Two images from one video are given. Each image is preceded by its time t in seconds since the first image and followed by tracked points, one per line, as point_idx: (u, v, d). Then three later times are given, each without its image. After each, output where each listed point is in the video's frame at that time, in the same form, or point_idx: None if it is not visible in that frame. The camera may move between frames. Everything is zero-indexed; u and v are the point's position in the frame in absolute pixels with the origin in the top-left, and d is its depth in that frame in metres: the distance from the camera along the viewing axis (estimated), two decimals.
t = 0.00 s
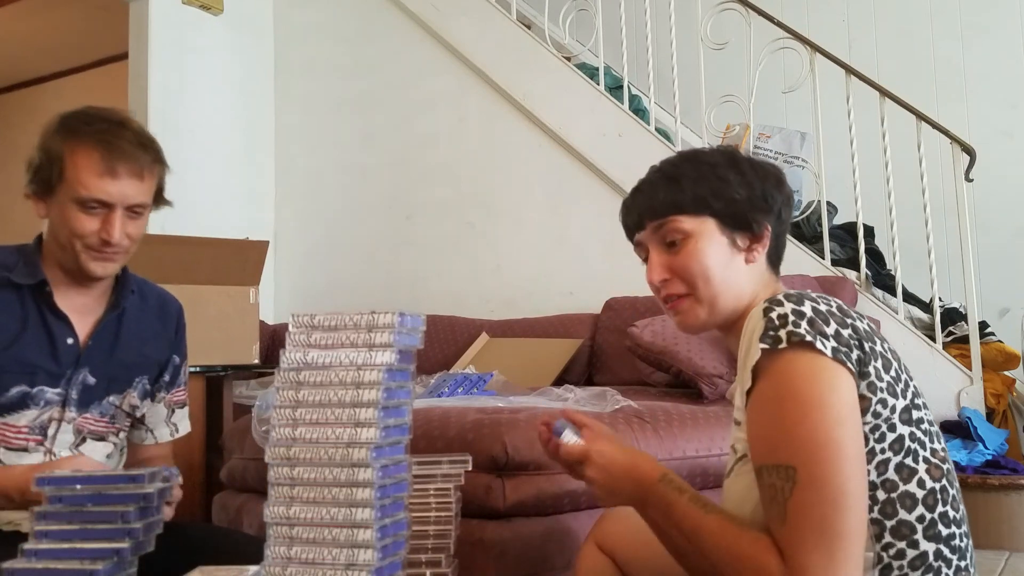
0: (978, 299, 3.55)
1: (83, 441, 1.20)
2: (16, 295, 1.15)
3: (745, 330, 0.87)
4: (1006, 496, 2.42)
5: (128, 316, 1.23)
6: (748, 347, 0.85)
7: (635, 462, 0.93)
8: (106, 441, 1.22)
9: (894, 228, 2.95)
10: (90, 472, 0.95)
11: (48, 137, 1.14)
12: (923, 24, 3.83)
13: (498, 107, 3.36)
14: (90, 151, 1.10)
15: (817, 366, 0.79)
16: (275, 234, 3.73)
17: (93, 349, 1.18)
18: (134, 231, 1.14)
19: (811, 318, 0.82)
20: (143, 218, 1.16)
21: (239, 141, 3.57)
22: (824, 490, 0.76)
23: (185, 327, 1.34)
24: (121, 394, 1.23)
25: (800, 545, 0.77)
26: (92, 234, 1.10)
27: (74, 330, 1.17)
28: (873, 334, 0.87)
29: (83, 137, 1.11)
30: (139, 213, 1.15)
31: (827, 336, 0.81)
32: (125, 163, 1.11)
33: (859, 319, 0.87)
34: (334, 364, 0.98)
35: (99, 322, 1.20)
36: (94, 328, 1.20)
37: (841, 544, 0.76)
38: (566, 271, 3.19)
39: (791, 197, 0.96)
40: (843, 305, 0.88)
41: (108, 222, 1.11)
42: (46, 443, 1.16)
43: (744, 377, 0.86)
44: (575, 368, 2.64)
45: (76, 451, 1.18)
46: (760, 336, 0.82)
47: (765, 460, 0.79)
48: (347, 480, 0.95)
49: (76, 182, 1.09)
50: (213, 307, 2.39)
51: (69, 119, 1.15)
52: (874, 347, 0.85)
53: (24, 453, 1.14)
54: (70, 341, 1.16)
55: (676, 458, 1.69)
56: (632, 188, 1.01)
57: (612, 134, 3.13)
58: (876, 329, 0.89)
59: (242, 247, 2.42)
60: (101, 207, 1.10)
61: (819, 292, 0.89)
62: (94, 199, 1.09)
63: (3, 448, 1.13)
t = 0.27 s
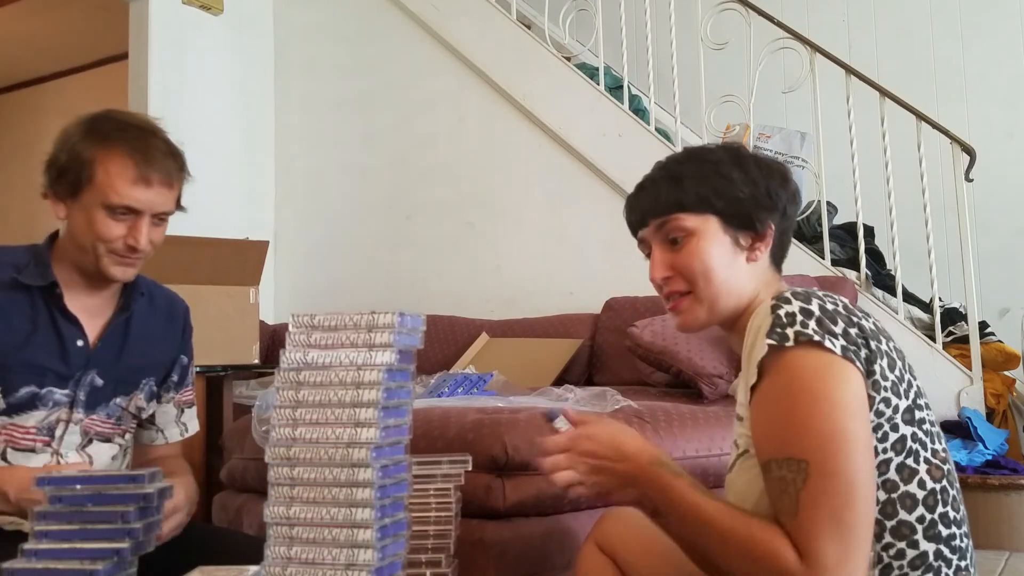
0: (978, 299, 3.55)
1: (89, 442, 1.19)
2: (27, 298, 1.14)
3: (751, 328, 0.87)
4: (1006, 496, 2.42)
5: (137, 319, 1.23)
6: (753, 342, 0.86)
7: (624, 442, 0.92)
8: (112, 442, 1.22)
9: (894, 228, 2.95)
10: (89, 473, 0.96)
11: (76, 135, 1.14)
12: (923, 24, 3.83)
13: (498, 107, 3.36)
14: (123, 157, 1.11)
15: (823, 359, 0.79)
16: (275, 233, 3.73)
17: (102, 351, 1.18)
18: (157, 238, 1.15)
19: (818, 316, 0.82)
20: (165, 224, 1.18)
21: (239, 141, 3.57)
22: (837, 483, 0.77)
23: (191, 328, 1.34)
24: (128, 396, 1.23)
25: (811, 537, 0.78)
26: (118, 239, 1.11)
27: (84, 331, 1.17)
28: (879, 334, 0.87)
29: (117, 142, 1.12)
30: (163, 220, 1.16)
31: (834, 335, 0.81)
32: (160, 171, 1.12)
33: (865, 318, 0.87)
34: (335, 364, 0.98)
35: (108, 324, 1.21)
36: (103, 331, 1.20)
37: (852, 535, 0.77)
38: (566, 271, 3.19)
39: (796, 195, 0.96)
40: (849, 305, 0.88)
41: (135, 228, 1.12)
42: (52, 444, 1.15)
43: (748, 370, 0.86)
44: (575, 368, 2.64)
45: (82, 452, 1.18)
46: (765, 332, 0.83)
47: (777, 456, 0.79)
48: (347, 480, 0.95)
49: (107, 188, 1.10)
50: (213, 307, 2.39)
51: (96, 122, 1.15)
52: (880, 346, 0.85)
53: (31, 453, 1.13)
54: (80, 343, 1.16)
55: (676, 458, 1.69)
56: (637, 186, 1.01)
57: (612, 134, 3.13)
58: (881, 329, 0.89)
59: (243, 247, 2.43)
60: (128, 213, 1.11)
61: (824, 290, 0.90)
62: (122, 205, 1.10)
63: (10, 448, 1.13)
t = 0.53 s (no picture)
0: (978, 299, 3.55)
1: (93, 446, 1.18)
2: (33, 300, 1.14)
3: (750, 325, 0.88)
4: (1006, 496, 2.42)
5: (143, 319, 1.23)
6: (753, 339, 0.86)
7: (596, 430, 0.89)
8: (117, 445, 1.21)
9: (894, 228, 2.95)
10: (90, 472, 0.96)
11: (79, 134, 1.15)
12: (923, 24, 3.83)
13: (498, 107, 3.36)
14: (130, 153, 1.13)
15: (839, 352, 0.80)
16: (275, 233, 3.73)
17: (108, 353, 1.18)
18: (166, 233, 1.16)
19: (822, 313, 0.83)
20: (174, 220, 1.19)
21: (239, 141, 3.57)
22: (842, 476, 0.77)
23: (201, 327, 1.34)
24: (132, 399, 1.23)
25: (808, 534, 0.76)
26: (128, 233, 1.12)
27: (89, 334, 1.16)
28: (879, 332, 0.87)
29: (122, 138, 1.14)
30: (171, 215, 1.18)
31: (838, 331, 0.82)
32: (166, 167, 1.14)
33: (864, 317, 0.87)
34: (335, 364, 0.98)
35: (114, 325, 1.20)
36: (109, 332, 1.19)
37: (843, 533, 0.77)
38: (566, 271, 3.19)
39: (790, 196, 0.96)
40: (848, 303, 0.89)
41: (143, 223, 1.13)
42: (56, 447, 1.14)
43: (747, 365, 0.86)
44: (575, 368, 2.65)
45: (85, 456, 1.17)
46: (768, 327, 0.83)
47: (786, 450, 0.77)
48: (347, 480, 0.95)
49: (115, 183, 1.11)
50: (213, 307, 2.39)
51: (98, 120, 1.16)
52: (880, 344, 0.85)
53: (34, 457, 1.13)
54: (84, 346, 1.15)
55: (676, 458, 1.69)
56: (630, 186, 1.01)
57: (612, 134, 3.13)
58: (880, 327, 0.89)
59: (244, 247, 2.43)
60: (136, 207, 1.13)
61: (824, 291, 0.90)
62: (130, 200, 1.12)
63: (13, 450, 1.12)
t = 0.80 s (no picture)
0: (977, 299, 3.55)
1: (93, 453, 1.19)
2: (35, 307, 1.13)
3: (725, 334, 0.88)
4: (1006, 496, 2.42)
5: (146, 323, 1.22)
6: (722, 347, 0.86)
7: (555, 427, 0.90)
8: (118, 451, 1.21)
9: (894, 228, 2.95)
10: (90, 473, 0.96)
11: (72, 135, 1.15)
12: (923, 24, 3.83)
13: (498, 107, 3.36)
14: (123, 151, 1.12)
15: (787, 367, 0.80)
16: (275, 233, 3.73)
17: (110, 360, 1.17)
18: (164, 232, 1.14)
19: (794, 320, 0.82)
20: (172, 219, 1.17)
21: (239, 141, 3.57)
22: (730, 486, 0.76)
23: (207, 331, 1.33)
24: (134, 405, 1.22)
25: (700, 515, 0.76)
26: (124, 233, 1.10)
27: (91, 341, 1.15)
28: (862, 336, 0.87)
29: (116, 136, 1.13)
30: (169, 214, 1.16)
31: (807, 339, 0.81)
32: (159, 162, 1.13)
33: (847, 321, 0.87)
34: (335, 364, 0.98)
35: (116, 331, 1.19)
36: (110, 338, 1.19)
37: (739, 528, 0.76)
38: (566, 271, 3.19)
39: (781, 194, 0.93)
40: (834, 306, 0.88)
41: (139, 222, 1.11)
42: (56, 456, 1.15)
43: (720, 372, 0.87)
44: (575, 368, 2.65)
45: (85, 463, 1.17)
46: (736, 337, 0.83)
47: (705, 432, 0.78)
48: (347, 479, 0.95)
49: (108, 181, 1.10)
50: (213, 306, 2.39)
51: (95, 119, 1.16)
52: (859, 350, 0.85)
53: (34, 465, 1.13)
54: (85, 353, 1.14)
55: (676, 458, 1.69)
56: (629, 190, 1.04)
57: (612, 134, 3.13)
58: (867, 329, 0.90)
59: (244, 248, 2.43)
60: (130, 206, 1.11)
61: (807, 293, 0.89)
62: (124, 198, 1.10)
63: (12, 459, 1.12)
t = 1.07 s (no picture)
0: (977, 299, 3.55)
1: (95, 461, 1.19)
2: (35, 318, 1.12)
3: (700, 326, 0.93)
4: (1006, 496, 2.42)
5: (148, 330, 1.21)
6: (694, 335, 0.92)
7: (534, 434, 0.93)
8: (121, 458, 1.21)
9: (894, 228, 2.95)
10: (90, 472, 0.96)
11: (80, 142, 1.07)
12: (923, 24, 3.83)
13: (498, 107, 3.36)
14: (131, 171, 1.05)
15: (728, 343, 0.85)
16: (275, 233, 3.73)
17: (111, 370, 1.17)
18: (172, 252, 1.10)
19: (756, 310, 0.86)
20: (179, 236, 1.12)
21: (239, 141, 3.57)
22: (641, 438, 0.83)
23: (213, 330, 1.33)
24: (137, 412, 1.22)
25: (614, 459, 0.84)
26: (131, 256, 1.07)
27: (92, 352, 1.15)
28: (835, 330, 0.90)
29: (122, 153, 1.06)
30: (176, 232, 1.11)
31: (762, 331, 0.86)
32: (170, 183, 1.06)
33: (821, 314, 0.90)
34: (335, 364, 0.98)
35: (117, 339, 1.19)
36: (111, 346, 1.18)
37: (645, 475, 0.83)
38: (566, 271, 3.19)
39: (780, 191, 0.93)
40: (810, 299, 0.91)
41: (147, 245, 1.07)
42: (56, 466, 1.15)
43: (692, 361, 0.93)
44: (575, 368, 2.65)
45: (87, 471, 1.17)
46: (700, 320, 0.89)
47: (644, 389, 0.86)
48: (347, 480, 0.95)
49: (116, 205, 1.04)
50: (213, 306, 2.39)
51: (102, 130, 1.08)
52: (826, 344, 0.89)
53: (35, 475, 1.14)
54: (86, 364, 1.14)
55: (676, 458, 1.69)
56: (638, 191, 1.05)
57: (612, 134, 3.13)
58: (844, 325, 0.92)
59: (244, 248, 2.43)
60: (138, 229, 1.06)
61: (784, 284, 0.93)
62: (131, 223, 1.05)
63: (13, 468, 1.14)
